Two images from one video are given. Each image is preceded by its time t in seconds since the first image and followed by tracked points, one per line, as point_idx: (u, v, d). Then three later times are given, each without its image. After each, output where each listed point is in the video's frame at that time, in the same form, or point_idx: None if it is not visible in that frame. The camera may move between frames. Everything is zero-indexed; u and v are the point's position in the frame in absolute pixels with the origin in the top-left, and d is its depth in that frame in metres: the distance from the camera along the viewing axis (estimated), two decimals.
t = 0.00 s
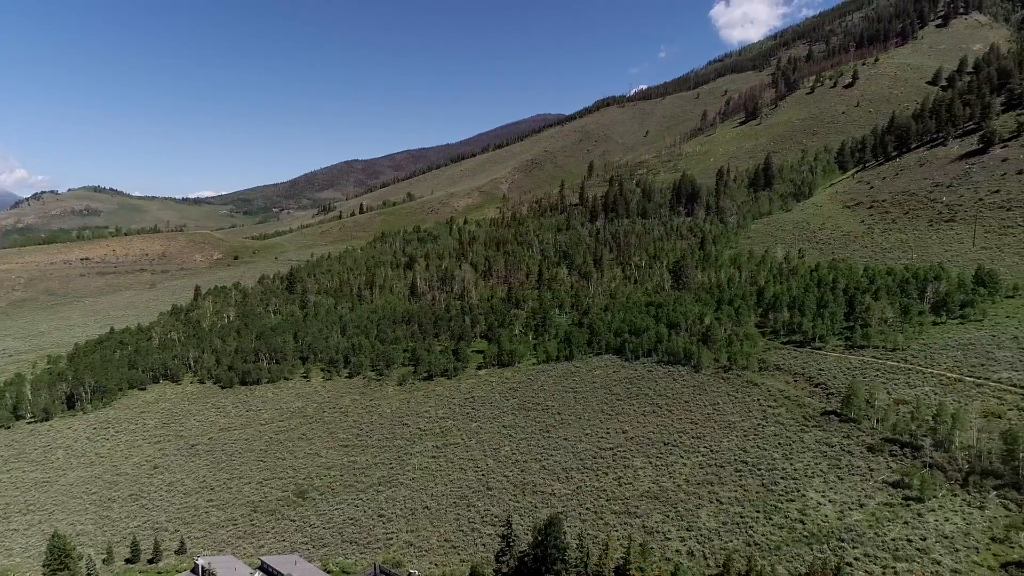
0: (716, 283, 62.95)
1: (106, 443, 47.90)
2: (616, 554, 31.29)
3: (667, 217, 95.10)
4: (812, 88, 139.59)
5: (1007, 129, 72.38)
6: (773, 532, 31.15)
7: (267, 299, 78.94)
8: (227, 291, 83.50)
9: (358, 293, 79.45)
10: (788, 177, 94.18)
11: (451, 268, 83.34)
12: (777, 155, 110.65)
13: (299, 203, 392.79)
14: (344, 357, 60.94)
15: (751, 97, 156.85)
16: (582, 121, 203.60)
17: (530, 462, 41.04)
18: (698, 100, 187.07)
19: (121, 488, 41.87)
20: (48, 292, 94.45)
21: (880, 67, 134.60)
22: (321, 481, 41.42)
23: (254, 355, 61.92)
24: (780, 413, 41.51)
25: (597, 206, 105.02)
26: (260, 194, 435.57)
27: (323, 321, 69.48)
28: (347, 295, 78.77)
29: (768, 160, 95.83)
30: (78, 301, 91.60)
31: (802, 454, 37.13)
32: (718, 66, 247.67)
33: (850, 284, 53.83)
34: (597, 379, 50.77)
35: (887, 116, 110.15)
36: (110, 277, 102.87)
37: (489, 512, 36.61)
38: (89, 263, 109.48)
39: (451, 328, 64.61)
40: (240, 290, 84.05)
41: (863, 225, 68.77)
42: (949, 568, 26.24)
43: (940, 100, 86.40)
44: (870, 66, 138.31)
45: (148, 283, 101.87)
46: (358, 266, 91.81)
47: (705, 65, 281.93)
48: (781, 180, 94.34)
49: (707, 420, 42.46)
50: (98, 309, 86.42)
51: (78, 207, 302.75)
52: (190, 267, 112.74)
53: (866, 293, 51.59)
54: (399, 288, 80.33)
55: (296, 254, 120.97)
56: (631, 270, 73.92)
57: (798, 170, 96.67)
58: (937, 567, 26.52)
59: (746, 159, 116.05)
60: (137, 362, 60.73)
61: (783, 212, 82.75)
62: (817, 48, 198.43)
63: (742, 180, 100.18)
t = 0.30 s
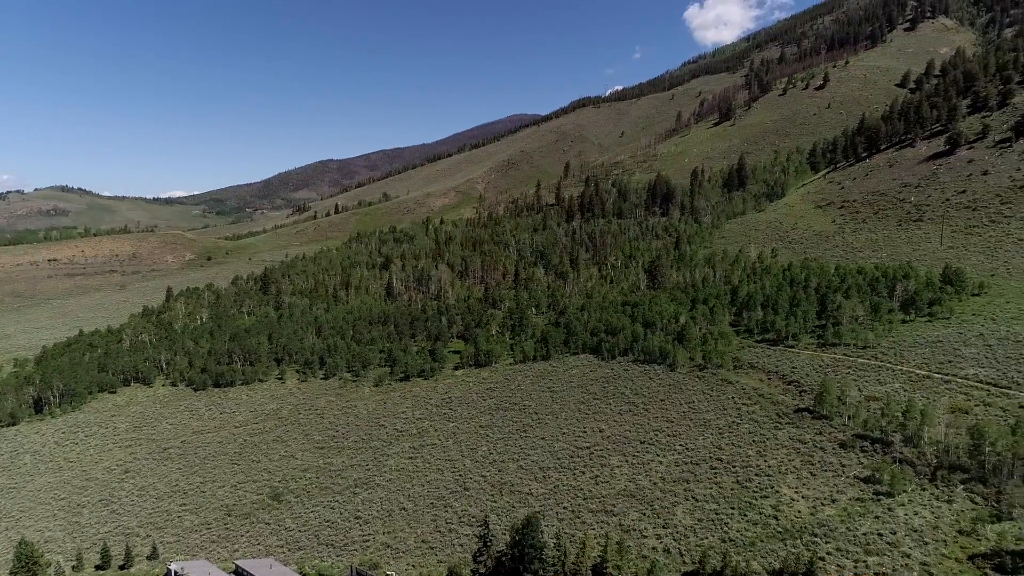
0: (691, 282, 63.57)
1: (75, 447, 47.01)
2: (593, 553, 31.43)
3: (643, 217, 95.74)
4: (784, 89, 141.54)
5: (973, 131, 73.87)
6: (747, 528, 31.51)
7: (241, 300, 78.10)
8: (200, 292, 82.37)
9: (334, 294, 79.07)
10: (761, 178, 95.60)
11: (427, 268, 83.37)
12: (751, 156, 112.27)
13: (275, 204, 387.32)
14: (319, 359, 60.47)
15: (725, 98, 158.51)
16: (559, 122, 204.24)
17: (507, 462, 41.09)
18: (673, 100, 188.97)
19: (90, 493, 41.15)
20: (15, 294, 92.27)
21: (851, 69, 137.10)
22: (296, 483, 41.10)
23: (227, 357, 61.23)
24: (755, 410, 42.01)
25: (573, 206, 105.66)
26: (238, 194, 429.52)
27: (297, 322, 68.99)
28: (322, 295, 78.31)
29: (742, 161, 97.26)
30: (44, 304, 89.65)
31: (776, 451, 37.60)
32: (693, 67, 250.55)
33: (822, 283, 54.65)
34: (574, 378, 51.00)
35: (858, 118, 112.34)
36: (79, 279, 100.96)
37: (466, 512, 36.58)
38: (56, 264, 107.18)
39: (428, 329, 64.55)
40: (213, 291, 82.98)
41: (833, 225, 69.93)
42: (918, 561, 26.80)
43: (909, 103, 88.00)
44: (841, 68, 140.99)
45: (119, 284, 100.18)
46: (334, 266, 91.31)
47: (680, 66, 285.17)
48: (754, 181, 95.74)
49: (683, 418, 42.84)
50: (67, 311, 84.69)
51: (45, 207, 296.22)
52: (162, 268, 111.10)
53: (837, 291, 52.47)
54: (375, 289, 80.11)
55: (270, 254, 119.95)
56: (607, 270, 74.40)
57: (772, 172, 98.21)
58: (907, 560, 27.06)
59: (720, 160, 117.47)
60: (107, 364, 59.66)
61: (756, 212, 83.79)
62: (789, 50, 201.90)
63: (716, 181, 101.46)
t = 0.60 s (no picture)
0: (664, 281, 64.20)
1: (40, 453, 45.97)
2: (570, 551, 31.53)
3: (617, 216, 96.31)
4: (755, 91, 143.68)
5: (937, 132, 75.60)
6: (721, 524, 31.87)
7: (212, 301, 77.09)
8: (170, 293, 81.05)
9: (307, 295, 78.54)
10: (733, 178, 96.92)
11: (401, 267, 83.37)
12: (723, 157, 113.94)
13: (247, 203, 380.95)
14: (292, 360, 59.91)
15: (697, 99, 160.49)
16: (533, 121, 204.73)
17: (483, 462, 41.09)
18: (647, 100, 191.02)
19: (57, 499, 40.32)
20: None
21: (821, 71, 139.77)
22: (269, 486, 40.72)
23: (199, 359, 60.46)
24: (727, 407, 42.51)
25: (548, 206, 106.17)
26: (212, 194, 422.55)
27: (269, 323, 68.33)
28: (295, 296, 77.74)
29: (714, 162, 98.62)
30: (7, 306, 87.37)
31: (748, 448, 38.06)
32: (667, 67, 253.45)
33: (792, 282, 55.49)
34: (549, 377, 51.22)
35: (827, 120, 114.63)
36: (43, 280, 98.77)
37: (441, 513, 36.47)
38: (19, 266, 104.44)
39: (403, 329, 64.39)
40: (183, 292, 81.66)
41: (804, 225, 71.11)
42: (887, 554, 27.32)
43: (876, 104, 89.68)
44: (811, 70, 143.75)
45: (85, 286, 98.18)
46: (307, 266, 90.58)
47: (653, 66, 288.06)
48: (726, 181, 97.01)
49: (657, 416, 43.20)
50: (30, 313, 82.64)
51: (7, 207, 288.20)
52: (130, 269, 109.14)
53: (807, 290, 53.30)
54: (349, 289, 79.76)
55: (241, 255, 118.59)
56: (581, 269, 74.85)
57: (744, 172, 99.70)
58: (876, 553, 27.57)
59: (693, 161, 118.82)
60: (73, 367, 58.43)
61: (728, 212, 84.77)
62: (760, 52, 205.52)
63: (688, 181, 102.66)
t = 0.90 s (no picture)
0: (638, 281, 64.75)
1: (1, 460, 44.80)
2: (545, 550, 31.57)
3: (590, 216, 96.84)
4: (725, 92, 145.74)
5: (903, 134, 77.31)
6: (694, 521, 32.22)
7: (181, 303, 75.99)
8: (137, 294, 79.61)
9: (279, 296, 77.90)
10: (704, 178, 98.15)
11: (375, 268, 83.45)
12: (694, 158, 115.46)
13: (218, 204, 373.55)
14: (264, 361, 59.34)
15: (669, 99, 162.41)
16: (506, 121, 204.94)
17: (458, 462, 41.04)
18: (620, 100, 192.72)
19: (20, 506, 39.44)
20: None
21: (790, 73, 142.40)
22: (240, 489, 40.30)
23: (168, 361, 59.59)
24: (700, 405, 42.97)
25: (521, 206, 106.67)
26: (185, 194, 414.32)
27: (240, 324, 67.57)
28: (266, 297, 77.08)
29: (686, 162, 99.78)
30: None
31: (721, 445, 38.50)
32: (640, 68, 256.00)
33: (763, 281, 56.29)
34: (524, 377, 51.43)
35: (795, 121, 116.82)
36: (4, 282, 96.28)
37: (416, 514, 36.33)
38: None
39: (376, 330, 64.21)
40: (150, 294, 80.07)
41: (773, 224, 72.24)
42: (856, 547, 27.83)
43: (843, 106, 91.37)
44: (780, 72, 146.48)
45: (49, 287, 95.88)
46: (277, 266, 90.02)
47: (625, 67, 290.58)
48: (697, 181, 98.22)
49: (631, 414, 43.52)
50: None
51: None
52: (96, 270, 106.91)
53: (778, 288, 54.08)
54: (321, 290, 79.31)
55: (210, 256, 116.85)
56: (555, 269, 75.27)
57: (715, 171, 101.09)
58: (845, 546, 28.07)
59: (664, 161, 120.14)
60: (37, 370, 57.07)
61: (699, 212, 85.79)
62: (731, 52, 208.86)
63: (660, 181, 103.73)
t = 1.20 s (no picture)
0: (611, 280, 65.29)
1: None
2: (520, 549, 31.64)
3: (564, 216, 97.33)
4: (697, 93, 147.75)
5: (869, 136, 79.11)
6: (668, 518, 32.52)
7: (151, 305, 74.66)
8: (104, 296, 77.91)
9: (250, 296, 77.09)
10: (676, 179, 99.23)
11: (348, 268, 83.29)
12: (666, 158, 116.78)
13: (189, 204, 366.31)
14: (235, 363, 58.74)
15: (641, 100, 164.06)
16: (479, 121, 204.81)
17: (433, 463, 40.96)
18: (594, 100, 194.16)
19: None
20: None
21: (761, 75, 145.22)
22: (211, 493, 39.84)
23: (137, 364, 58.57)
24: (673, 403, 43.41)
25: (495, 206, 107.01)
26: (158, 195, 406.01)
27: (211, 326, 66.65)
28: (238, 298, 76.25)
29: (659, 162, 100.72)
30: None
31: (694, 442, 38.89)
32: (613, 68, 258.56)
33: (734, 280, 57.01)
34: (499, 376, 51.56)
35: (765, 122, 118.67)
36: None
37: (391, 515, 36.10)
38: None
39: (350, 331, 63.99)
40: (117, 296, 78.42)
41: (744, 223, 73.28)
42: (826, 541, 28.27)
43: (811, 108, 92.91)
44: (751, 74, 149.20)
45: (12, 289, 93.19)
46: (249, 266, 89.48)
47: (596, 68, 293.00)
48: (670, 181, 99.18)
49: (605, 413, 43.78)
50: None
51: None
52: (62, 272, 104.25)
53: (749, 287, 54.79)
54: (293, 291, 78.75)
55: (180, 257, 114.89)
56: (529, 269, 75.68)
57: (687, 171, 102.37)
58: (815, 541, 28.52)
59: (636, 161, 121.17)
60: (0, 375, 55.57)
61: (672, 211, 86.80)
62: (702, 53, 211.90)
63: (634, 181, 104.67)
